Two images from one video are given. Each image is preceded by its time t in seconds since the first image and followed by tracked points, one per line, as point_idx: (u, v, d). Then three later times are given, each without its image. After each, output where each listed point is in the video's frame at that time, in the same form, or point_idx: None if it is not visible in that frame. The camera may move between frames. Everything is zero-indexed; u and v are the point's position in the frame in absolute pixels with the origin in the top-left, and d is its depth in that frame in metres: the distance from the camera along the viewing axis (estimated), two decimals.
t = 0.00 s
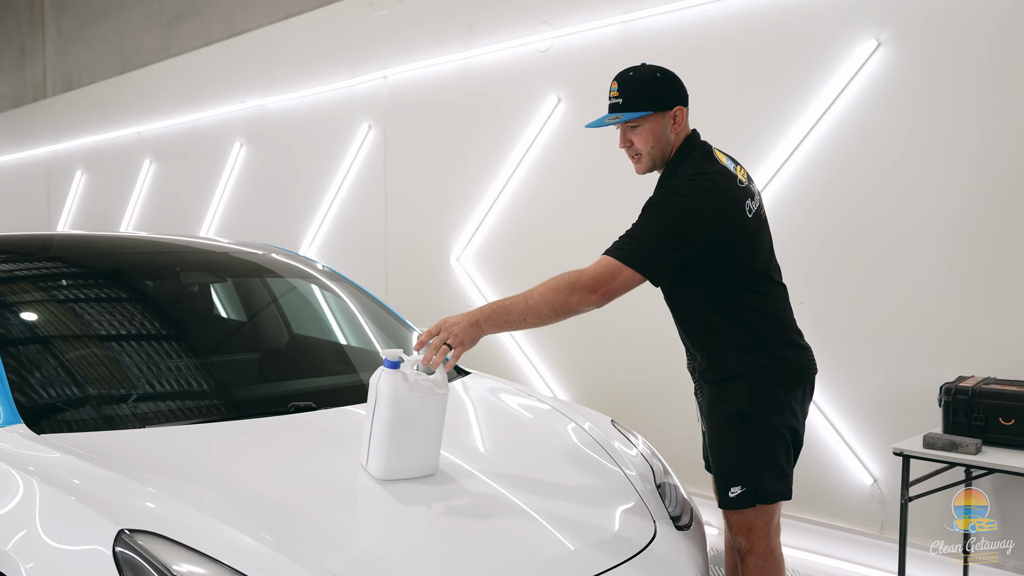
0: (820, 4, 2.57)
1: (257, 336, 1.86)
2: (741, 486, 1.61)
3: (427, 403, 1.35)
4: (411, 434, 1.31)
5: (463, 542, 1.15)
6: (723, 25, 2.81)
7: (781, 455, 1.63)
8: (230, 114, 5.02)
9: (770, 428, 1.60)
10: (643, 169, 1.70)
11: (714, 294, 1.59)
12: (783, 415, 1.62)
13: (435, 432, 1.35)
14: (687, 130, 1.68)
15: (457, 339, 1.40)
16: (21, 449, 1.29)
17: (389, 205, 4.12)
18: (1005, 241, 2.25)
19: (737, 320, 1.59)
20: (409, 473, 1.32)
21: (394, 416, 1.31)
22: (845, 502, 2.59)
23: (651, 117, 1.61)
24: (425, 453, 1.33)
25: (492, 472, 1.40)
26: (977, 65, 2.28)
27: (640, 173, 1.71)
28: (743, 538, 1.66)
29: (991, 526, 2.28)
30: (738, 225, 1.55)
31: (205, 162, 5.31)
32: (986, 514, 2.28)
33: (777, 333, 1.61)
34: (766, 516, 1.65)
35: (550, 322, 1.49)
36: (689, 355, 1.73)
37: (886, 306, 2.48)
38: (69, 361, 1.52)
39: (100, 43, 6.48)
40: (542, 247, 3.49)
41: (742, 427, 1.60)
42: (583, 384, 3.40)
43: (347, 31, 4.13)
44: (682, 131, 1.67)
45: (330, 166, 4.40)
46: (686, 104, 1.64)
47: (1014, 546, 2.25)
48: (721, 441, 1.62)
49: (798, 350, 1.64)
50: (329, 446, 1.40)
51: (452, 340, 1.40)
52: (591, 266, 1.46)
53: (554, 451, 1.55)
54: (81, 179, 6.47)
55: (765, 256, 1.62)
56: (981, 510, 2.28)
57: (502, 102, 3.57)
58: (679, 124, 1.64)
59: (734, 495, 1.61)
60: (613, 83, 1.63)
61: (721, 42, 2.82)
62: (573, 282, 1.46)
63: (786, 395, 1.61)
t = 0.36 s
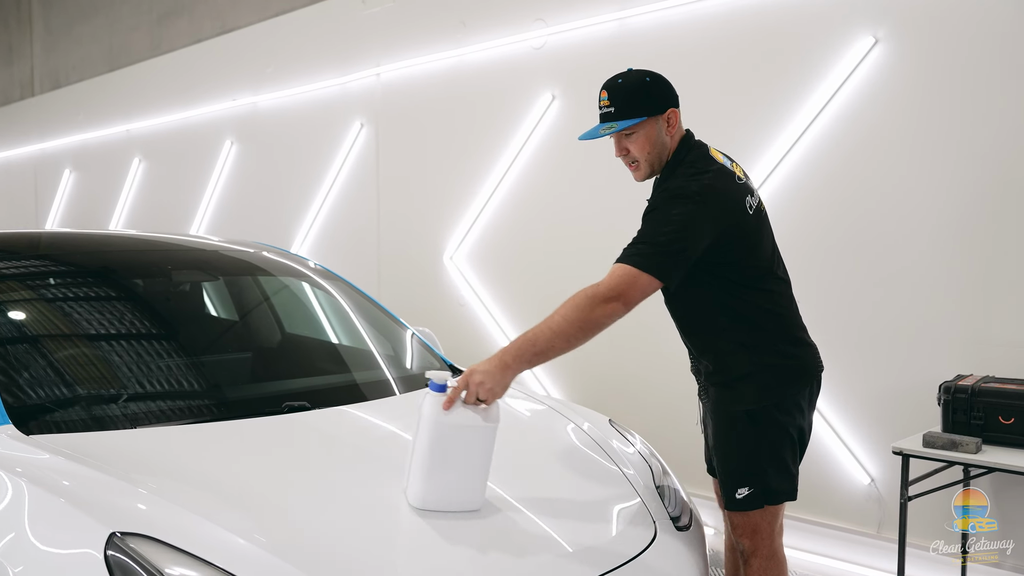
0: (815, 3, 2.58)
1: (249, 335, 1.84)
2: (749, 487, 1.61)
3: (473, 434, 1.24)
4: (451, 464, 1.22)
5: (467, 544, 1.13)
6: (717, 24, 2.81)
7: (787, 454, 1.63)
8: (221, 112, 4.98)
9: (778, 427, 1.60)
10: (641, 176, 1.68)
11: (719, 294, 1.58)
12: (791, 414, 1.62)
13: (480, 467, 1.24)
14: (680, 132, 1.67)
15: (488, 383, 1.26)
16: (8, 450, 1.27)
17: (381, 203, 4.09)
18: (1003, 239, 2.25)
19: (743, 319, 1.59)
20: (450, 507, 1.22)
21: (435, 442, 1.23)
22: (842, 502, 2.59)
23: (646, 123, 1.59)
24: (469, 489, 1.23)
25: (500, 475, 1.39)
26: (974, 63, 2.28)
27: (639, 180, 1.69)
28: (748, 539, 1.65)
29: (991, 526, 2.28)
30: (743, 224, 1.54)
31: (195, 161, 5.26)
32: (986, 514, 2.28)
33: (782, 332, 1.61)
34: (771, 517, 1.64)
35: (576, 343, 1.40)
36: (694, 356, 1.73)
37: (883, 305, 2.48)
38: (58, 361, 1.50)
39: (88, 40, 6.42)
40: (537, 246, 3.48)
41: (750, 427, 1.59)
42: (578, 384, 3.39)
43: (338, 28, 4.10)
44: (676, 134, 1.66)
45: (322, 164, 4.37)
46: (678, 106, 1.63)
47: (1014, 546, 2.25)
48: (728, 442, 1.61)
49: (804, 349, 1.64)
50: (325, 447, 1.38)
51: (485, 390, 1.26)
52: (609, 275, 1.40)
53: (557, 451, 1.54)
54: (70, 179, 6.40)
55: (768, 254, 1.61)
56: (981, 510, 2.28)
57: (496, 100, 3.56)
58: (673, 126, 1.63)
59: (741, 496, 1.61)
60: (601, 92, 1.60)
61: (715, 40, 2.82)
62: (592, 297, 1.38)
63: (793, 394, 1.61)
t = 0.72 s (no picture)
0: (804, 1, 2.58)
1: (234, 335, 1.81)
2: (748, 487, 1.59)
3: (575, 432, 1.32)
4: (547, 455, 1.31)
5: (467, 546, 1.12)
6: (707, 22, 2.81)
7: (779, 454, 1.64)
8: (205, 109, 4.93)
9: (777, 426, 1.61)
10: (630, 176, 1.67)
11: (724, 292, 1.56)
12: (789, 412, 1.63)
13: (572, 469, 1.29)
14: (663, 126, 1.64)
15: (597, 393, 1.34)
16: None
17: (368, 202, 4.06)
18: (993, 238, 2.27)
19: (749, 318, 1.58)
20: (541, 496, 1.31)
21: (542, 429, 1.35)
22: (833, 501, 2.59)
23: (622, 127, 1.57)
24: (558, 485, 1.29)
25: (501, 477, 1.37)
26: (963, 63, 2.30)
27: (630, 179, 1.68)
28: (737, 542, 1.64)
29: (989, 526, 2.29)
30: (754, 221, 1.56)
31: (179, 159, 5.20)
32: (985, 514, 2.29)
33: (781, 331, 1.62)
34: (759, 518, 1.64)
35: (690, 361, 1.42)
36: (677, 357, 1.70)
37: (873, 304, 2.50)
38: (39, 362, 1.46)
39: (69, 36, 6.33)
40: (527, 245, 3.46)
41: (756, 423, 1.59)
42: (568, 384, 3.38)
43: (324, 24, 4.06)
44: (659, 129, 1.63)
45: (308, 161, 4.33)
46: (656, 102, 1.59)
47: (1014, 546, 2.25)
48: (729, 441, 1.59)
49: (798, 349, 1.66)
50: (317, 447, 1.36)
51: (595, 399, 1.34)
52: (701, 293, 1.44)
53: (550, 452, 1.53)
54: (51, 177, 6.31)
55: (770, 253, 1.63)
56: (981, 510, 2.29)
57: (484, 97, 3.54)
58: (654, 123, 1.60)
59: (740, 496, 1.59)
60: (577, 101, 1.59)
61: (705, 39, 2.82)
62: (700, 316, 1.41)
63: (792, 392, 1.63)
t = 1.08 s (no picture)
0: None
1: (222, 334, 1.78)
2: (727, 482, 1.59)
3: (485, 365, 1.56)
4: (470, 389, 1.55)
5: (469, 547, 1.11)
6: (699, 20, 2.80)
7: (763, 451, 1.62)
8: (193, 106, 4.87)
9: (757, 424, 1.59)
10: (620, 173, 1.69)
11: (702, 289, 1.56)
12: (771, 410, 1.61)
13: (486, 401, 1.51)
14: (653, 128, 1.62)
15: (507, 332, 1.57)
16: None
17: (359, 199, 4.03)
18: (986, 237, 2.28)
19: (726, 316, 1.56)
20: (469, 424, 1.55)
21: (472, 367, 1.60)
22: (828, 500, 2.59)
23: (605, 127, 1.59)
24: (476, 414, 1.53)
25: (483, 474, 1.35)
26: (956, 61, 2.31)
27: (620, 175, 1.70)
28: (721, 538, 1.64)
29: (990, 526, 2.30)
30: (733, 220, 1.53)
31: (166, 157, 5.14)
32: (986, 514, 2.30)
33: (768, 330, 1.60)
34: (743, 514, 1.63)
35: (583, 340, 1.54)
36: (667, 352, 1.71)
37: (865, 302, 2.51)
38: (24, 362, 1.44)
39: (53, 32, 6.25)
40: (520, 244, 3.44)
41: (731, 420, 1.57)
42: (561, 383, 3.36)
43: (313, 20, 4.02)
44: (646, 130, 1.61)
45: (297, 159, 4.29)
46: (642, 104, 1.57)
47: (1013, 546, 2.26)
48: (709, 437, 1.59)
49: (785, 347, 1.63)
50: (311, 448, 1.34)
51: (505, 336, 1.58)
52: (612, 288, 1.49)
53: (541, 451, 1.51)
54: (35, 176, 6.23)
55: (756, 250, 1.60)
56: (981, 510, 2.30)
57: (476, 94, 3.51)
58: (638, 125, 1.59)
59: (718, 492, 1.58)
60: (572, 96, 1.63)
61: (697, 37, 2.81)
62: (596, 307, 1.49)
63: (775, 392, 1.60)
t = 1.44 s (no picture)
0: None
1: (223, 333, 1.77)
2: (725, 477, 1.58)
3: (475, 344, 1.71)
4: (461, 368, 1.70)
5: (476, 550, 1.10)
6: (701, 18, 2.80)
7: (764, 447, 1.60)
8: (192, 104, 4.86)
9: (756, 418, 1.58)
10: (625, 172, 1.70)
11: (692, 281, 1.58)
12: (773, 405, 1.59)
13: (473, 378, 1.65)
14: (657, 125, 1.64)
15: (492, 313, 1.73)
16: None
17: (359, 198, 4.02)
18: (990, 235, 2.28)
19: (718, 308, 1.57)
20: (461, 403, 1.67)
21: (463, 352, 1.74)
22: (830, 499, 2.59)
23: (610, 126, 1.61)
24: (466, 389, 1.67)
25: (485, 473, 1.35)
26: (958, 59, 2.31)
27: (625, 173, 1.71)
28: (722, 533, 1.63)
29: (990, 526, 2.29)
30: (722, 212, 1.54)
31: (164, 155, 5.13)
32: (986, 514, 2.29)
33: (766, 323, 1.59)
34: (746, 511, 1.61)
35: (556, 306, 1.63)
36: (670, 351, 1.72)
37: (866, 299, 2.50)
38: (24, 361, 1.43)
39: (51, 30, 6.23)
40: (521, 242, 3.43)
41: (730, 414, 1.57)
42: (562, 382, 3.36)
43: (312, 18, 4.00)
44: (650, 127, 1.63)
45: (297, 157, 4.28)
46: (646, 102, 1.60)
47: (1014, 546, 2.26)
48: (707, 430, 1.59)
49: (783, 341, 1.61)
50: (316, 449, 1.33)
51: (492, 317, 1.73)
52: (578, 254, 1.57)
53: (545, 451, 1.50)
54: (33, 174, 6.21)
55: (751, 245, 1.60)
56: (981, 510, 2.28)
57: (476, 92, 3.51)
58: (643, 123, 1.61)
59: (717, 486, 1.58)
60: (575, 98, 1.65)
61: (699, 35, 2.80)
62: (559, 269, 1.60)
63: (772, 386, 1.58)
